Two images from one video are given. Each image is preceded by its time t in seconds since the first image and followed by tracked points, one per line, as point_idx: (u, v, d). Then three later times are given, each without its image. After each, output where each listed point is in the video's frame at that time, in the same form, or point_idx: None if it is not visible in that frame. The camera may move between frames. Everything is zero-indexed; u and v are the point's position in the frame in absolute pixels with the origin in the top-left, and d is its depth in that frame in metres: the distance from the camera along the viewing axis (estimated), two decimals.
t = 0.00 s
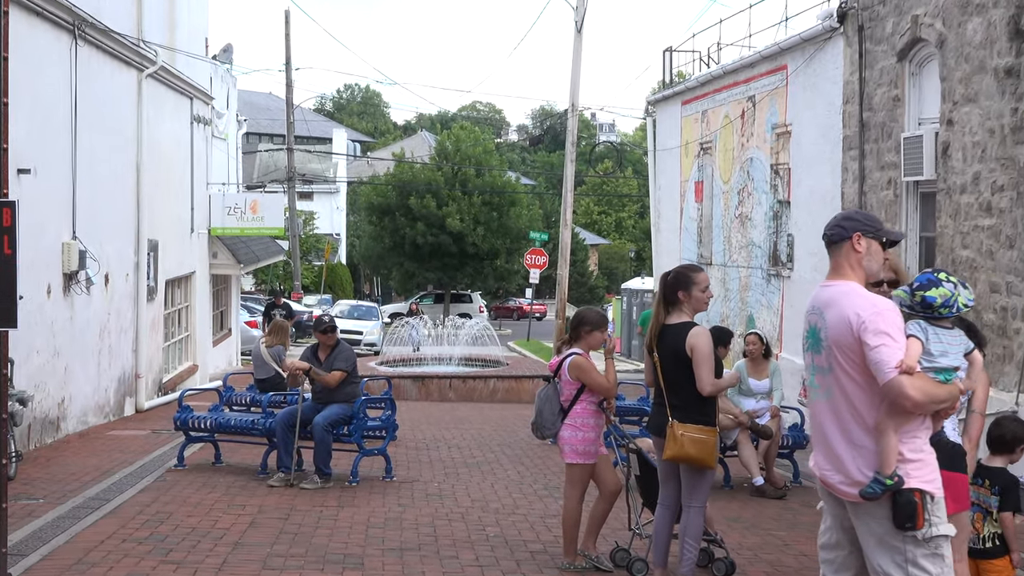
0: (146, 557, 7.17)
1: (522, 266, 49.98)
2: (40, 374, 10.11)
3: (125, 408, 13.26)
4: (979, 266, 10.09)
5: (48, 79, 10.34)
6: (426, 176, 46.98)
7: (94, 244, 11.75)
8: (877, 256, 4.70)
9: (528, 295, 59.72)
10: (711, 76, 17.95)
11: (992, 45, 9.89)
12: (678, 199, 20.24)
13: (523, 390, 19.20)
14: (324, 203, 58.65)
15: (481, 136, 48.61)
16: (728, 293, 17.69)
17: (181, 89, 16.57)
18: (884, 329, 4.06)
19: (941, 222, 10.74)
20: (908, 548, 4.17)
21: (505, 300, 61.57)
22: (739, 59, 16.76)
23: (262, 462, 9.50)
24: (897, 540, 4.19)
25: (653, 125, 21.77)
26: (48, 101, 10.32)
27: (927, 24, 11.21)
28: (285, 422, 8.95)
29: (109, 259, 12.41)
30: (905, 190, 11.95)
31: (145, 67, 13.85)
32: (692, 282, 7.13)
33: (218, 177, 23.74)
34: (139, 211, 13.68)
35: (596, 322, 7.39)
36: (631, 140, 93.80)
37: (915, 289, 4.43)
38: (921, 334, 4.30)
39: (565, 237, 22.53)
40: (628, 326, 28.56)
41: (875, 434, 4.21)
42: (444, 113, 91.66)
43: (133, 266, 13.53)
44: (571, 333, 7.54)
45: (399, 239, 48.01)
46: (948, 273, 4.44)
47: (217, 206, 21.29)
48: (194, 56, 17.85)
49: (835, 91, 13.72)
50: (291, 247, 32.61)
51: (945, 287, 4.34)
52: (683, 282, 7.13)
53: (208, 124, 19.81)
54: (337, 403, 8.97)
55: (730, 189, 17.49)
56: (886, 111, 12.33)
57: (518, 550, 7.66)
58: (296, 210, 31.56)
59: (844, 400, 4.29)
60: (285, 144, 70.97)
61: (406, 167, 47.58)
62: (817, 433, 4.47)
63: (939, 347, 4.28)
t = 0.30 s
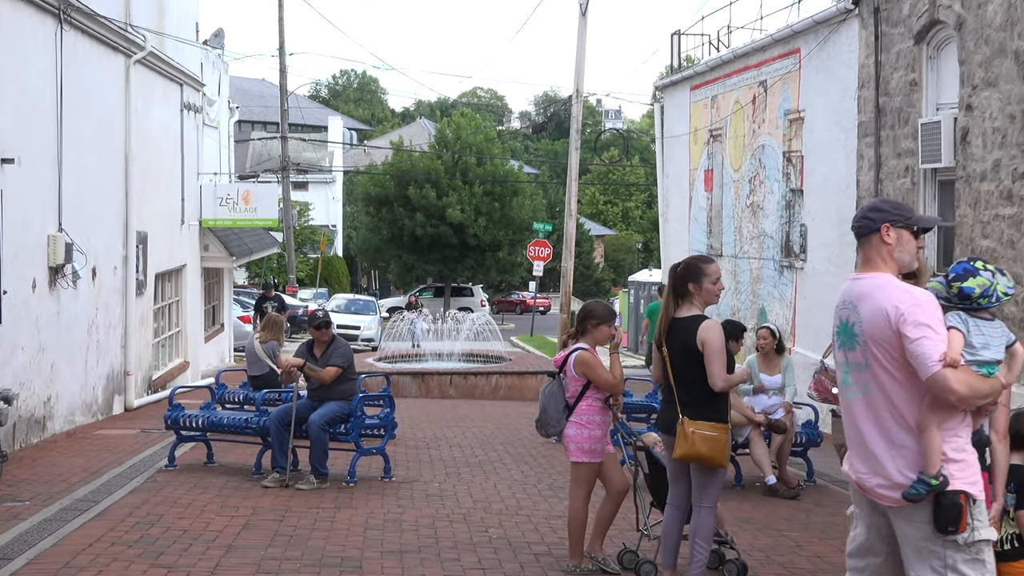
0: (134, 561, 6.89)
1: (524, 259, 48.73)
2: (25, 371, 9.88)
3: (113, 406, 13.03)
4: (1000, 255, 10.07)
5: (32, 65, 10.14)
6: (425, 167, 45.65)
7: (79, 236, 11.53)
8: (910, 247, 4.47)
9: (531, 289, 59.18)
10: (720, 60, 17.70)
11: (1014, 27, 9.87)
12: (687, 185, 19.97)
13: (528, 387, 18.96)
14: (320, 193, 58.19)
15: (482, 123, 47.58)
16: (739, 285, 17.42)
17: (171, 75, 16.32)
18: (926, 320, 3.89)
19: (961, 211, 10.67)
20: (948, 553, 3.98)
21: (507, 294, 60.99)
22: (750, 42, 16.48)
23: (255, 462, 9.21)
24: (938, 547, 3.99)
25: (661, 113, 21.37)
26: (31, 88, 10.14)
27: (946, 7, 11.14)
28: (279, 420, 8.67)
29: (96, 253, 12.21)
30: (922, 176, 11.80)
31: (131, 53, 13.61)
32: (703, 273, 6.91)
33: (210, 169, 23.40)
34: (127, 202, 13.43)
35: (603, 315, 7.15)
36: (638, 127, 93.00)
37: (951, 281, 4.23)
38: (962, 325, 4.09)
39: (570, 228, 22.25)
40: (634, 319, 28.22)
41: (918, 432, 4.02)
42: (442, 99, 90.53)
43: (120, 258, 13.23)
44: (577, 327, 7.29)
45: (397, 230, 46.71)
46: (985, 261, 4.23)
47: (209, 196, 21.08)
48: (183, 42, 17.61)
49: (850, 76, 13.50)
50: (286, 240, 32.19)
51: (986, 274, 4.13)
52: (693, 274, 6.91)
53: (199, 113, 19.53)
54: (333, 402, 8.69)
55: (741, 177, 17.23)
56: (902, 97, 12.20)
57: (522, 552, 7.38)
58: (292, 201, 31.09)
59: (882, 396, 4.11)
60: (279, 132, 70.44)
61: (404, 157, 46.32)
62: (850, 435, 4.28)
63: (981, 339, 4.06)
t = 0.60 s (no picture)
0: (125, 556, 6.64)
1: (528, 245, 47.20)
2: (11, 361, 9.79)
3: (100, 398, 12.91)
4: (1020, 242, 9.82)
5: (17, 48, 10.03)
6: (424, 151, 44.46)
7: (66, 222, 11.46)
8: (939, 235, 4.32)
9: (534, 279, 58.66)
10: (731, 40, 17.45)
11: None
12: (695, 170, 19.69)
13: (528, 378, 18.72)
14: (316, 177, 57.39)
15: (483, 106, 46.70)
16: (750, 272, 17.15)
17: (159, 56, 16.14)
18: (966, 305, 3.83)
19: (980, 195, 10.43)
20: (982, 553, 3.89)
21: (510, 282, 60.42)
22: (762, 21, 16.22)
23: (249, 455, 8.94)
24: (973, 547, 3.91)
25: (668, 94, 21.11)
26: (17, 71, 10.04)
27: None
28: (273, 412, 8.39)
29: (84, 239, 12.18)
30: (941, 159, 11.59)
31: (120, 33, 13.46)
32: (712, 260, 6.66)
33: (201, 151, 22.97)
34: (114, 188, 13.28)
35: (609, 303, 6.91)
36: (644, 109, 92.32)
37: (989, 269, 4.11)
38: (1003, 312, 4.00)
39: (575, 213, 21.99)
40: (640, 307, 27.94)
41: (957, 424, 3.94)
42: (440, 80, 89.23)
43: (109, 246, 13.15)
44: (582, 316, 7.06)
45: (396, 216, 45.54)
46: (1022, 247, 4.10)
47: (200, 180, 20.73)
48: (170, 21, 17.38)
49: (865, 56, 13.28)
50: (280, 227, 31.80)
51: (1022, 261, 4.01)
52: (702, 261, 6.66)
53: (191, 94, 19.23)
54: (327, 394, 8.44)
55: (752, 160, 16.98)
56: (920, 77, 11.97)
57: (525, 548, 7.14)
58: (285, 184, 30.60)
59: (919, 388, 4.04)
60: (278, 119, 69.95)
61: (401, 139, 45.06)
62: (884, 430, 4.20)
63: None
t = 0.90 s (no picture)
0: (114, 555, 6.38)
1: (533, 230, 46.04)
2: None
3: (89, 389, 12.83)
4: None
5: None
6: (423, 132, 43.29)
7: (54, 208, 11.48)
8: (964, 221, 4.09)
9: (538, 266, 58.10)
10: (743, 17, 17.18)
11: None
12: (705, 153, 19.39)
13: (531, 369, 18.45)
14: (312, 161, 56.40)
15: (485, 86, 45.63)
16: (762, 258, 16.87)
17: (147, 35, 15.92)
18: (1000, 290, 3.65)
19: (1001, 177, 10.18)
20: (1013, 551, 3.69)
21: (513, 269, 59.89)
22: None
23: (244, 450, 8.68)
24: (1004, 544, 3.71)
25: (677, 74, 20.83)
26: None
27: None
28: (267, 404, 8.18)
29: (71, 225, 12.11)
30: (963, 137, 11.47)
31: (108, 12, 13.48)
32: (723, 245, 6.41)
33: (192, 133, 22.61)
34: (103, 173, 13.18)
35: (614, 292, 6.62)
36: (652, 91, 91.36)
37: None
38: None
39: (581, 197, 21.72)
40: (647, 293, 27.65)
41: (990, 417, 3.73)
42: (441, 59, 87.99)
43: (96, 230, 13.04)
44: (587, 304, 6.79)
45: (394, 202, 44.39)
46: None
47: (192, 165, 20.43)
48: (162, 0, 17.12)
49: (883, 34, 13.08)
50: (275, 211, 31.49)
51: None
52: (713, 247, 6.42)
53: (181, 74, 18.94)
54: (325, 385, 8.17)
55: (764, 142, 16.72)
56: (938, 54, 11.75)
57: (530, 545, 6.89)
58: (279, 167, 30.18)
59: (948, 379, 3.83)
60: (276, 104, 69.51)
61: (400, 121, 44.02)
62: (911, 425, 3.98)
63: None
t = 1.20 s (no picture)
0: (103, 558, 6.13)
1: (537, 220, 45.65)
2: None
3: (80, 387, 12.71)
4: None
5: None
6: (423, 119, 42.90)
7: (42, 199, 11.35)
8: (978, 207, 4.02)
9: (543, 257, 57.59)
10: None
11: None
12: (717, 141, 19.12)
13: (536, 365, 18.21)
14: (308, 150, 56.55)
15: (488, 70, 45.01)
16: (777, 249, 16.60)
17: (135, 19, 15.63)
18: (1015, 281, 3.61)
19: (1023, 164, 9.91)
20: None
21: (518, 261, 59.50)
22: None
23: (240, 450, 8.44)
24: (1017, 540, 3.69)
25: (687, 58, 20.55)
26: None
27: None
28: (263, 402, 7.95)
29: (60, 217, 11.96)
30: (983, 122, 11.19)
31: None
32: (737, 235, 6.16)
33: (184, 121, 22.29)
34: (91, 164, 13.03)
35: (626, 285, 6.42)
36: (661, 75, 90.56)
37: None
38: None
39: (588, 187, 21.47)
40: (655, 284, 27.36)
41: (1000, 410, 3.71)
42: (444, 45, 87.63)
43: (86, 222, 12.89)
44: (595, 298, 6.56)
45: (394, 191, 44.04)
46: None
47: (184, 153, 20.15)
48: None
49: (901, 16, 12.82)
50: (270, 201, 31.20)
51: None
52: (725, 237, 6.16)
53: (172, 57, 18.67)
54: (323, 382, 7.94)
55: (778, 129, 16.47)
56: (958, 36, 11.46)
57: (536, 547, 6.64)
58: (275, 156, 29.82)
59: (960, 370, 3.79)
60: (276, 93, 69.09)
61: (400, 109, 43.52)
62: (919, 415, 3.95)
63: None
